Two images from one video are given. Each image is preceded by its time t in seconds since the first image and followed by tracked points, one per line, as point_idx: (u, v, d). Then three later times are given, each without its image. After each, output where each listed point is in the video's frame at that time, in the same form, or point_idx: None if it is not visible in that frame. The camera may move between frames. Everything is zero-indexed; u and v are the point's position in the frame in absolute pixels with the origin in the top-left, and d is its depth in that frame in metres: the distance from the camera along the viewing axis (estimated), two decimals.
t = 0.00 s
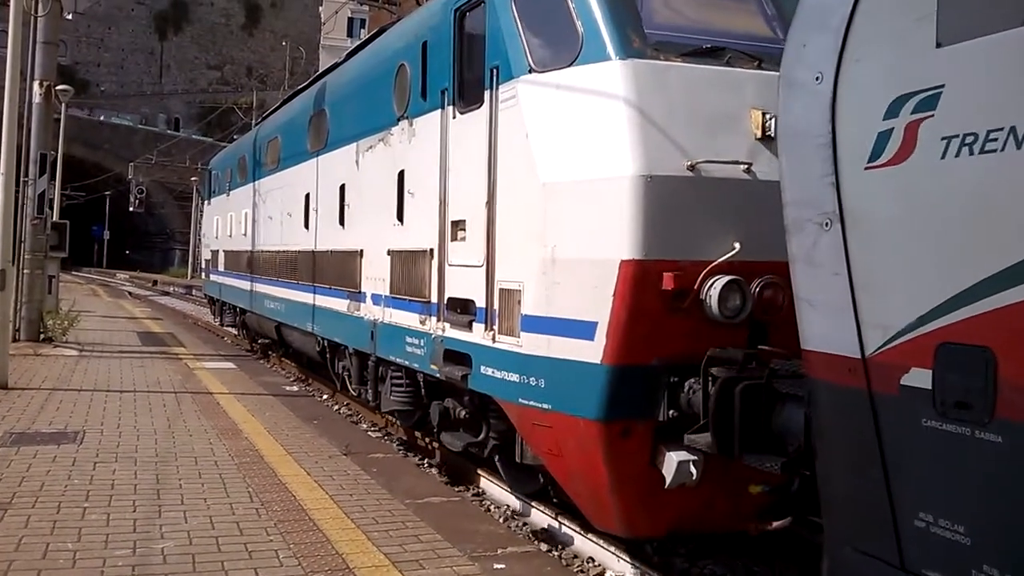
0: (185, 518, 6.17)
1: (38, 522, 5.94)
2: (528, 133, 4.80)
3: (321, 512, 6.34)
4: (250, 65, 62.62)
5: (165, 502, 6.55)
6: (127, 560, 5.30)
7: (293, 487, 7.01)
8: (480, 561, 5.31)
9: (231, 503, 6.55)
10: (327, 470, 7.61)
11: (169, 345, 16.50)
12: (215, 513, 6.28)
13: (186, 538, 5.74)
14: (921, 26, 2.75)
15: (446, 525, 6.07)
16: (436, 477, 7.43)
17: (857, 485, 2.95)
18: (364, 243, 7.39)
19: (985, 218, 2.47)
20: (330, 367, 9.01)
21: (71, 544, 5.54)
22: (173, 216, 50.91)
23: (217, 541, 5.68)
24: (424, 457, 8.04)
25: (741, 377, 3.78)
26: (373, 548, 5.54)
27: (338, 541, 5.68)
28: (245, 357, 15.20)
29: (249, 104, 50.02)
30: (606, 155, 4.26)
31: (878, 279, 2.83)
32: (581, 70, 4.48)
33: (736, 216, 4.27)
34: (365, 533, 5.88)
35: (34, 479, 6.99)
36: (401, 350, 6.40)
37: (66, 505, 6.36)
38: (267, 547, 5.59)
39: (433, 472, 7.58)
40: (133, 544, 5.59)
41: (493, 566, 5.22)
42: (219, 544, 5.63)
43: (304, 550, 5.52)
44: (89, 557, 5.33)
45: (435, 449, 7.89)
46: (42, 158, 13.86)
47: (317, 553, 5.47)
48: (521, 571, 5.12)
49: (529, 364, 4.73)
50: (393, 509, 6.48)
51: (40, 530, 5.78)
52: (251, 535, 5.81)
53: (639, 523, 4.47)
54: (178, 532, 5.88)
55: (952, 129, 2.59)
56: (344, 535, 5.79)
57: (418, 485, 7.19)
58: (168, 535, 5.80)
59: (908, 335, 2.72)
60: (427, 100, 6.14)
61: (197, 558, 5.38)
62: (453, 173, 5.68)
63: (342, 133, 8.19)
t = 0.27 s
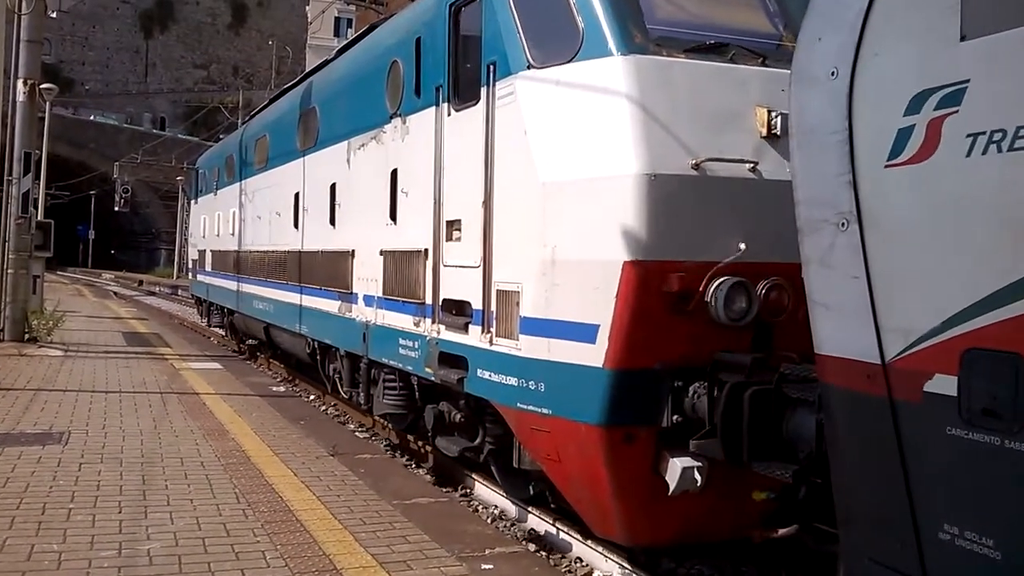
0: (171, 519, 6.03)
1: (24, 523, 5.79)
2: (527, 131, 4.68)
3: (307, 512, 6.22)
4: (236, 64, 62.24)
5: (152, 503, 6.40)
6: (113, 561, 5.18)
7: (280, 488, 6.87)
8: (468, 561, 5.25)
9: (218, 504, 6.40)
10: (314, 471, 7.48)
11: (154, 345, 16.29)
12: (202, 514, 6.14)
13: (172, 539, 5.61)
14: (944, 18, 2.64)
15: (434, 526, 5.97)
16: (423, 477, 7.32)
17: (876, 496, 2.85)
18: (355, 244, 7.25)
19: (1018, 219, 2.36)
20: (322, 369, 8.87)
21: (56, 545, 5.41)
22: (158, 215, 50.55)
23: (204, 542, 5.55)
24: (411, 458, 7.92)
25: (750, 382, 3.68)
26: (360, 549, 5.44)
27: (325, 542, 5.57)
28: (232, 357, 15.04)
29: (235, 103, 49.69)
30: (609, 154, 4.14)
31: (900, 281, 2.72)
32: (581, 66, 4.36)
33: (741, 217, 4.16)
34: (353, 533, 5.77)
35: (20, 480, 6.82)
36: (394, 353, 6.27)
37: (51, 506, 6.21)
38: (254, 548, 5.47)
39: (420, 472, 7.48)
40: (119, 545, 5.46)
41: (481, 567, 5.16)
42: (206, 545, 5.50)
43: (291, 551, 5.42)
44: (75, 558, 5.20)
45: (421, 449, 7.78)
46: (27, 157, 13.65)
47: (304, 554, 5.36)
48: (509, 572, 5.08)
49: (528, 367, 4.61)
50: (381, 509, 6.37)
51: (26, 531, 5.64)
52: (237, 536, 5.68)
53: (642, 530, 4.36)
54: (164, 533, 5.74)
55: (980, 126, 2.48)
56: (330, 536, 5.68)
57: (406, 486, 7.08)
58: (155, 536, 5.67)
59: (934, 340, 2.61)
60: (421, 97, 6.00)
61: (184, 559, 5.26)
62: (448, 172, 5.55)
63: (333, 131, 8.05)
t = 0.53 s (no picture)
0: (163, 516, 5.90)
1: (15, 521, 5.65)
2: (531, 123, 4.55)
3: (300, 508, 6.11)
4: (228, 59, 61.91)
5: (144, 500, 6.27)
6: (105, 558, 5.06)
7: (273, 484, 6.75)
8: (462, 557, 5.18)
9: (211, 500, 6.27)
10: (308, 467, 7.35)
11: (147, 341, 16.13)
12: (195, 511, 6.01)
13: (165, 536, 5.49)
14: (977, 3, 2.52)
15: (428, 522, 5.88)
16: (417, 473, 7.22)
17: (903, 500, 2.75)
18: (352, 240, 7.12)
19: None
20: (318, 367, 8.74)
21: (48, 542, 5.28)
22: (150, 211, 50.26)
23: (197, 538, 5.44)
24: (404, 454, 7.81)
25: (765, 381, 3.56)
26: (353, 545, 5.34)
27: (318, 538, 5.46)
28: (225, 354, 14.89)
29: (228, 98, 49.41)
30: (617, 146, 4.01)
31: (930, 277, 2.61)
32: (588, 56, 4.23)
33: (754, 211, 4.05)
34: (346, 529, 5.66)
35: (11, 478, 6.68)
36: (393, 350, 6.15)
37: (42, 503, 6.07)
38: (247, 544, 5.36)
39: (413, 468, 7.37)
40: (110, 542, 5.33)
41: (475, 562, 5.08)
42: (198, 542, 5.39)
43: (284, 547, 5.31)
44: (67, 555, 5.08)
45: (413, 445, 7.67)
46: (17, 153, 13.47)
47: (297, 549, 5.26)
48: (503, 568, 4.99)
49: (534, 366, 4.49)
50: (374, 505, 6.26)
51: (17, 529, 5.51)
52: (231, 533, 5.57)
53: (650, 534, 4.23)
54: (157, 529, 5.62)
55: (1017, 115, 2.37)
56: (324, 532, 5.57)
57: (400, 481, 6.96)
58: (147, 533, 5.54)
59: (966, 339, 2.50)
60: (420, 90, 5.87)
61: (177, 555, 5.14)
62: (449, 166, 5.41)
63: (329, 125, 7.90)
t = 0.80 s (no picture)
0: (155, 514, 5.77)
1: (5, 520, 5.51)
2: (536, 116, 4.43)
3: (292, 506, 5.99)
4: (219, 56, 61.60)
5: (135, 498, 6.13)
6: (96, 557, 4.94)
7: (265, 483, 6.61)
8: (455, 554, 5.10)
9: (203, 499, 6.14)
10: (300, 465, 7.22)
11: (138, 339, 15.96)
12: (186, 509, 5.87)
13: (157, 535, 5.36)
14: None
15: (420, 520, 5.78)
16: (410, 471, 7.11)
17: (933, 507, 2.64)
18: (349, 237, 6.99)
19: None
20: (313, 366, 8.61)
21: (39, 541, 5.15)
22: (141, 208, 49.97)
23: (189, 537, 5.31)
24: (396, 452, 7.70)
25: (781, 383, 3.45)
26: (346, 543, 5.25)
27: (310, 535, 5.36)
28: (217, 352, 14.74)
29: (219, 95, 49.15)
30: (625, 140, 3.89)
31: (962, 275, 2.51)
32: (594, 48, 4.11)
33: (766, 207, 3.94)
34: (338, 527, 5.55)
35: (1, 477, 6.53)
36: (391, 348, 6.03)
37: (33, 502, 5.93)
38: (239, 542, 5.24)
39: (406, 467, 7.26)
40: (102, 541, 5.20)
41: (468, 560, 5.01)
42: (190, 540, 5.26)
43: (276, 545, 5.20)
44: (58, 554, 4.96)
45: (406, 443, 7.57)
46: (7, 150, 13.29)
47: (290, 547, 5.16)
48: (496, 566, 4.91)
49: (538, 367, 4.37)
50: (366, 503, 6.14)
51: (7, 528, 5.37)
52: (223, 531, 5.44)
53: (659, 540, 4.12)
54: (148, 528, 5.49)
55: None
56: (316, 530, 5.46)
57: (392, 479, 6.85)
58: (138, 531, 5.41)
59: (1001, 341, 2.39)
60: (419, 83, 5.74)
61: (169, 554, 5.02)
62: (450, 161, 5.29)
63: (324, 120, 7.77)
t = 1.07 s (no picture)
0: (151, 519, 5.64)
1: None
2: (544, 117, 4.32)
3: (289, 511, 5.89)
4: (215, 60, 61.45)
5: (132, 504, 6.01)
6: (92, 564, 4.83)
7: (261, 487, 6.49)
8: (451, 560, 5.08)
9: (198, 504, 6.02)
10: (296, 470, 7.10)
11: (133, 344, 15.83)
12: (182, 515, 5.75)
13: (153, 540, 5.24)
14: None
15: (417, 525, 5.71)
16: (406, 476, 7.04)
17: (972, 522, 2.55)
18: (349, 241, 6.87)
19: None
20: (313, 372, 8.49)
21: (34, 547, 5.03)
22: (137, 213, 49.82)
23: (186, 542, 5.20)
24: (393, 456, 7.61)
25: (801, 392, 3.34)
26: (343, 548, 5.17)
27: (307, 541, 5.26)
28: (213, 357, 14.62)
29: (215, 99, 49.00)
30: (636, 141, 3.77)
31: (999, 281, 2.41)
32: (604, 47, 4.00)
33: (783, 210, 3.83)
34: (334, 533, 5.46)
35: None
36: (393, 354, 5.92)
37: (28, 508, 5.80)
38: (235, 548, 5.14)
39: (403, 471, 7.18)
40: (97, 547, 5.08)
41: (465, 564, 5.00)
42: (187, 546, 5.15)
43: (273, 551, 5.11)
44: (53, 560, 4.84)
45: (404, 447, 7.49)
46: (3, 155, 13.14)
47: (286, 553, 5.07)
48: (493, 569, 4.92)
49: (547, 375, 4.26)
50: (362, 508, 6.05)
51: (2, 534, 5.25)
52: (219, 536, 5.33)
53: (674, 554, 3.99)
54: (145, 533, 5.37)
55: None
56: (312, 535, 5.37)
57: (387, 484, 6.77)
58: (135, 537, 5.29)
59: None
60: (423, 84, 5.63)
61: (165, 560, 4.92)
62: (455, 164, 5.17)
63: (324, 122, 7.65)
